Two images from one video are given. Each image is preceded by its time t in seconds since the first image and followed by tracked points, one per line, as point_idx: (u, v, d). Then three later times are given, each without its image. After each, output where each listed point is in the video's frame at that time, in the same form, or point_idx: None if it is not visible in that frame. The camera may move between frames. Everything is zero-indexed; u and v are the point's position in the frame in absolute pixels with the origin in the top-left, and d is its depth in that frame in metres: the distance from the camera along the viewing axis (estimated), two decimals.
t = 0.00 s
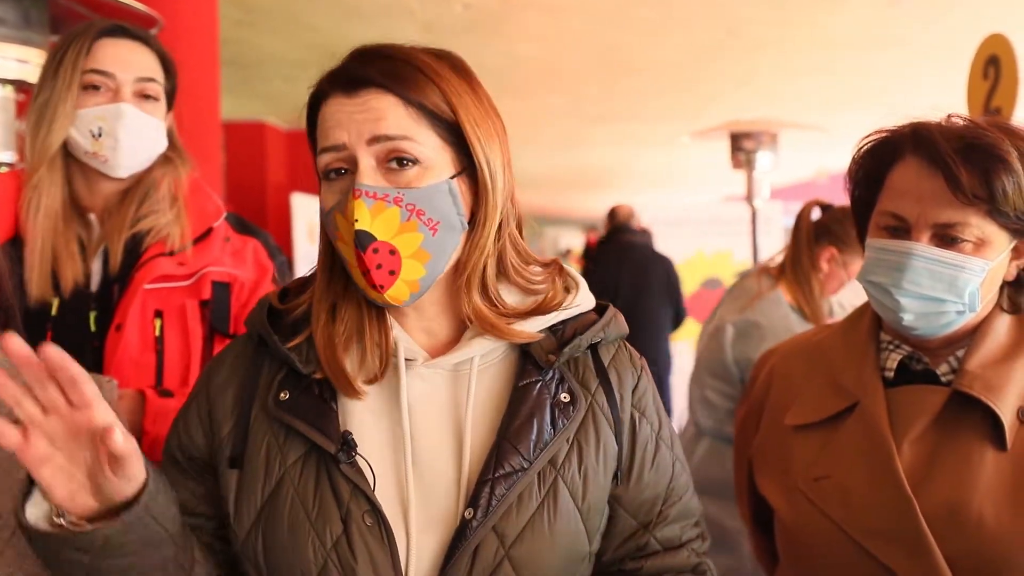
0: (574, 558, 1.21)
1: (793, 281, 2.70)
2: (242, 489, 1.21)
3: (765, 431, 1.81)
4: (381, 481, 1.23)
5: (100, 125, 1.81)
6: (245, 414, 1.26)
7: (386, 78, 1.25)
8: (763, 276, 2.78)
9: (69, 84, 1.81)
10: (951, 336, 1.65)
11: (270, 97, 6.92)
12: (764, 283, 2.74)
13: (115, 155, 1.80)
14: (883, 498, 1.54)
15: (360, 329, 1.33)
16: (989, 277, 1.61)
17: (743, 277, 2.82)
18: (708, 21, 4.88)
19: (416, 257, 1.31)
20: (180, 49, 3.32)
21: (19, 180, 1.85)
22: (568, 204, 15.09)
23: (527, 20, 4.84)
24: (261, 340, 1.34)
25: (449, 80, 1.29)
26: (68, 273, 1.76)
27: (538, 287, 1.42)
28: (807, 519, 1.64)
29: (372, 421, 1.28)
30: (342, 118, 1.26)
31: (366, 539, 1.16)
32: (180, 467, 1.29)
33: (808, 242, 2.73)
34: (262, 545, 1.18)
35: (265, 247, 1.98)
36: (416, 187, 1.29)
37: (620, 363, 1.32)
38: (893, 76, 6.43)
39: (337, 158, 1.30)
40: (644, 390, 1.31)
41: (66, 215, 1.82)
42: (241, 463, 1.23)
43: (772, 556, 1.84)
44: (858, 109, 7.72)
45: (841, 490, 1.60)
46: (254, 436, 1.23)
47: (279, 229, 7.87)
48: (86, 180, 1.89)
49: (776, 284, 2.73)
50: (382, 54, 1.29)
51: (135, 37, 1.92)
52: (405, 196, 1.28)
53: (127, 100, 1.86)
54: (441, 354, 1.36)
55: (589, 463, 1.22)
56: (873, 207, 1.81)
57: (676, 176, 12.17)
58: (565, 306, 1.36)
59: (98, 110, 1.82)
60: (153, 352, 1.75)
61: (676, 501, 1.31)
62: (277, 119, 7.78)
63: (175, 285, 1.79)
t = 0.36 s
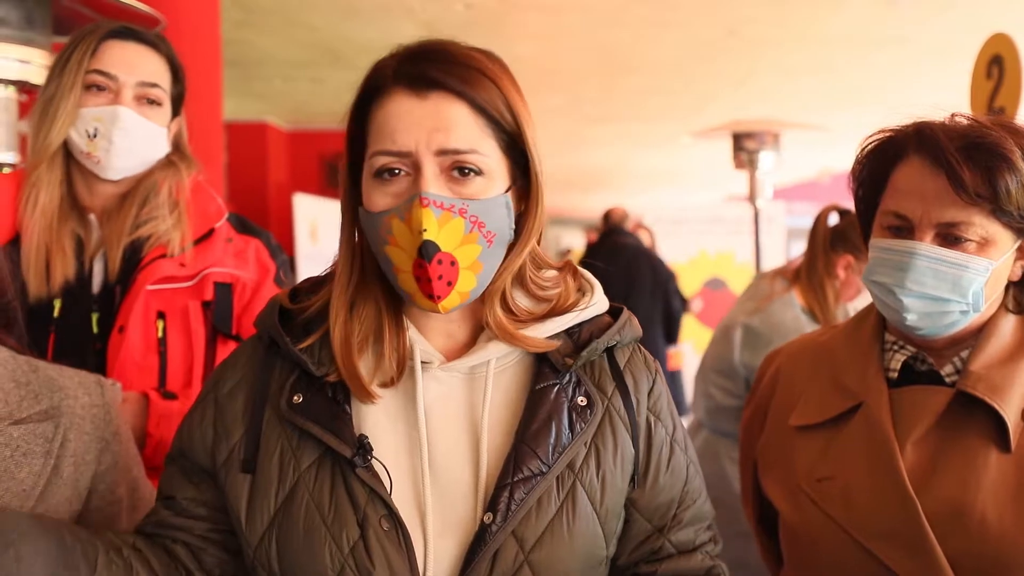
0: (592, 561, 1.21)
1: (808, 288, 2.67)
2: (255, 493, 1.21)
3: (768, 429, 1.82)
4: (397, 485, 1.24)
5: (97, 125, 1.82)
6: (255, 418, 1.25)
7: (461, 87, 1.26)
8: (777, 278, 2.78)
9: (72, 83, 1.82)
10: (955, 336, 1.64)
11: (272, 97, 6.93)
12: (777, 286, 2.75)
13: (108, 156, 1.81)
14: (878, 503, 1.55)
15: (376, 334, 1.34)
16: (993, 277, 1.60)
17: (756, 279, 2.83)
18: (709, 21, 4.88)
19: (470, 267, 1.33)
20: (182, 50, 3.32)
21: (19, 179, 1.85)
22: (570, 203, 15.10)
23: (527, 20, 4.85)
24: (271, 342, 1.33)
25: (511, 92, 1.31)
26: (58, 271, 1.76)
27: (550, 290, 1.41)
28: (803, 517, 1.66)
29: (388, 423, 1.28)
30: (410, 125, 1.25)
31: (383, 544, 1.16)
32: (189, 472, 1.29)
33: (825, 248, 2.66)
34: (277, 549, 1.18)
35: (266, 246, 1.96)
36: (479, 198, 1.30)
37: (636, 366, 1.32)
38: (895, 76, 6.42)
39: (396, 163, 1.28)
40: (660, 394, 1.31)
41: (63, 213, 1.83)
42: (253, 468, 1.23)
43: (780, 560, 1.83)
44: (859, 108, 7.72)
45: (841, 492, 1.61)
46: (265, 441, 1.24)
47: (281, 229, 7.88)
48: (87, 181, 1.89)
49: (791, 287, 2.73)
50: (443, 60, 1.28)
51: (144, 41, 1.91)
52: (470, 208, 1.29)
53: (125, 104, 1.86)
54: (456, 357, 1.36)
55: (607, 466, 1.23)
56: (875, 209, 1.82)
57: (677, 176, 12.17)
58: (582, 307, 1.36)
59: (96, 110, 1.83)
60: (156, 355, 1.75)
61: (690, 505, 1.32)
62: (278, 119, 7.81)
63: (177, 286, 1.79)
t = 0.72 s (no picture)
0: (609, 562, 1.22)
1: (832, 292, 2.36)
2: (264, 512, 1.17)
3: (779, 428, 1.81)
4: (415, 495, 1.21)
5: (104, 127, 1.82)
6: (257, 435, 1.21)
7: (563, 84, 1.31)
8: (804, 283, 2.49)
9: (81, 85, 1.83)
10: (960, 338, 1.64)
11: (273, 98, 6.93)
12: (803, 292, 2.46)
13: (115, 158, 1.81)
14: (889, 504, 1.54)
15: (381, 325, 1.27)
16: (999, 278, 1.59)
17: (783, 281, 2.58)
18: (711, 21, 4.89)
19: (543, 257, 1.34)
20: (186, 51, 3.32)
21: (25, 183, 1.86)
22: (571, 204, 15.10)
23: (529, 20, 4.85)
24: (267, 351, 1.28)
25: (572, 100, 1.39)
26: (64, 273, 1.76)
27: (550, 294, 1.43)
28: (807, 517, 1.66)
29: (394, 429, 1.25)
30: (538, 109, 1.25)
31: (403, 557, 1.14)
32: (193, 492, 1.25)
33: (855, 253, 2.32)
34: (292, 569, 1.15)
35: (270, 248, 1.97)
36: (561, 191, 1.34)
37: (635, 365, 1.34)
38: (897, 75, 6.41)
39: (510, 141, 1.26)
40: (659, 391, 1.34)
41: (70, 216, 1.83)
42: (259, 486, 1.19)
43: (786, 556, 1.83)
44: (861, 108, 7.72)
45: (845, 492, 1.61)
46: (270, 456, 1.20)
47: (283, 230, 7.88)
48: (93, 181, 1.89)
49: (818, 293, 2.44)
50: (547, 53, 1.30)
51: (152, 43, 1.91)
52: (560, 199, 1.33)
53: (134, 106, 1.86)
54: (464, 361, 1.33)
55: (620, 466, 1.24)
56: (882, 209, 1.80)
57: (678, 176, 12.17)
58: (586, 309, 1.38)
59: (105, 111, 1.83)
60: (162, 356, 1.75)
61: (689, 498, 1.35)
62: (279, 119, 7.82)
63: (182, 287, 1.79)
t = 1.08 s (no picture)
0: (618, 557, 1.23)
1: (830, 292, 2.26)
2: (276, 519, 1.14)
3: (771, 425, 1.80)
4: (432, 496, 1.20)
5: (97, 123, 1.81)
6: (262, 441, 1.18)
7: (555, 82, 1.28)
8: (805, 285, 2.50)
9: (74, 81, 1.82)
10: (949, 338, 1.63)
11: (270, 98, 6.93)
12: (806, 294, 2.48)
13: (108, 154, 1.79)
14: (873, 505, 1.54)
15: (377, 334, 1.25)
16: (986, 278, 1.59)
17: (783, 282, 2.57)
18: (707, 21, 4.89)
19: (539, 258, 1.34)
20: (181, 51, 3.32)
21: (17, 181, 1.85)
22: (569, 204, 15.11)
23: (525, 20, 4.85)
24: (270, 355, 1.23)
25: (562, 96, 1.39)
26: (56, 271, 1.75)
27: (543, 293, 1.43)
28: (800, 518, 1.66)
29: (404, 429, 1.23)
30: (531, 115, 1.24)
31: (427, 561, 1.13)
32: (189, 505, 1.19)
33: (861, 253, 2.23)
34: None
35: (263, 247, 1.97)
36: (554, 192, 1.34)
37: (627, 363, 1.36)
38: (894, 75, 6.41)
39: (506, 150, 1.25)
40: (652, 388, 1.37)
41: (62, 216, 1.82)
42: (268, 493, 1.16)
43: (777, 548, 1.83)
44: (857, 108, 7.72)
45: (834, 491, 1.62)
46: (278, 462, 1.17)
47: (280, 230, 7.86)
48: (85, 178, 1.88)
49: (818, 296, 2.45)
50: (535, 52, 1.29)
51: (145, 40, 1.90)
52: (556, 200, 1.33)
53: (126, 101, 1.85)
54: (468, 362, 1.33)
55: (624, 460, 1.26)
56: (871, 206, 1.81)
57: (676, 177, 12.16)
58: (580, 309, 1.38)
59: (97, 107, 1.82)
60: (153, 355, 1.75)
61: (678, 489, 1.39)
62: (276, 119, 7.81)
63: (173, 287, 1.78)
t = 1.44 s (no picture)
0: (635, 564, 1.22)
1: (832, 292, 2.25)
2: (294, 511, 1.15)
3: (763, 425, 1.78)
4: (447, 497, 1.20)
5: (102, 126, 1.82)
6: (286, 431, 1.18)
7: (496, 60, 1.27)
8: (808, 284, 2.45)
9: (78, 84, 1.83)
10: (941, 338, 1.64)
11: (273, 98, 6.94)
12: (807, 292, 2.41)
13: (113, 157, 1.80)
14: (869, 499, 1.54)
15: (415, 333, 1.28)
16: (977, 279, 1.60)
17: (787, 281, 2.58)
18: (710, 21, 4.88)
19: (519, 243, 1.31)
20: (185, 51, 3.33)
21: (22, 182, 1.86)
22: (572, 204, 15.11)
23: (528, 20, 4.85)
24: (297, 347, 1.23)
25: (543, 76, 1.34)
26: (61, 272, 1.76)
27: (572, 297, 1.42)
28: (796, 519, 1.63)
29: (426, 427, 1.24)
30: (462, 99, 1.24)
31: (439, 560, 1.13)
32: (216, 491, 1.19)
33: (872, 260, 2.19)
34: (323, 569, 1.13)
35: (269, 246, 1.95)
36: (526, 171, 1.30)
37: (658, 370, 1.35)
38: (897, 75, 6.41)
39: (443, 138, 1.26)
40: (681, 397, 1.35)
41: (66, 216, 1.82)
42: (289, 483, 1.16)
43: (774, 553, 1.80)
44: (861, 108, 7.71)
45: (830, 492, 1.59)
46: (300, 453, 1.17)
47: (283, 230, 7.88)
48: (89, 179, 1.88)
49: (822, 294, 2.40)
50: (487, 39, 1.28)
51: (149, 42, 1.91)
52: (520, 179, 1.29)
53: (131, 104, 1.86)
54: (493, 363, 1.33)
55: (648, 468, 1.25)
56: (862, 209, 1.80)
57: (679, 176, 12.17)
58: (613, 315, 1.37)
59: (101, 110, 1.83)
60: (159, 355, 1.76)
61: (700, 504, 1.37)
62: (280, 119, 7.83)
63: (179, 286, 1.79)
